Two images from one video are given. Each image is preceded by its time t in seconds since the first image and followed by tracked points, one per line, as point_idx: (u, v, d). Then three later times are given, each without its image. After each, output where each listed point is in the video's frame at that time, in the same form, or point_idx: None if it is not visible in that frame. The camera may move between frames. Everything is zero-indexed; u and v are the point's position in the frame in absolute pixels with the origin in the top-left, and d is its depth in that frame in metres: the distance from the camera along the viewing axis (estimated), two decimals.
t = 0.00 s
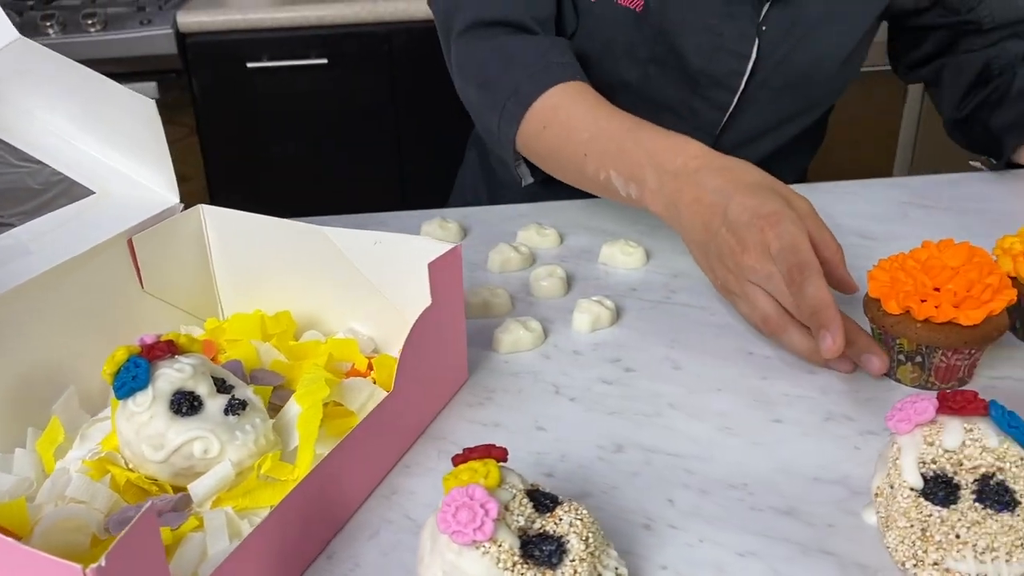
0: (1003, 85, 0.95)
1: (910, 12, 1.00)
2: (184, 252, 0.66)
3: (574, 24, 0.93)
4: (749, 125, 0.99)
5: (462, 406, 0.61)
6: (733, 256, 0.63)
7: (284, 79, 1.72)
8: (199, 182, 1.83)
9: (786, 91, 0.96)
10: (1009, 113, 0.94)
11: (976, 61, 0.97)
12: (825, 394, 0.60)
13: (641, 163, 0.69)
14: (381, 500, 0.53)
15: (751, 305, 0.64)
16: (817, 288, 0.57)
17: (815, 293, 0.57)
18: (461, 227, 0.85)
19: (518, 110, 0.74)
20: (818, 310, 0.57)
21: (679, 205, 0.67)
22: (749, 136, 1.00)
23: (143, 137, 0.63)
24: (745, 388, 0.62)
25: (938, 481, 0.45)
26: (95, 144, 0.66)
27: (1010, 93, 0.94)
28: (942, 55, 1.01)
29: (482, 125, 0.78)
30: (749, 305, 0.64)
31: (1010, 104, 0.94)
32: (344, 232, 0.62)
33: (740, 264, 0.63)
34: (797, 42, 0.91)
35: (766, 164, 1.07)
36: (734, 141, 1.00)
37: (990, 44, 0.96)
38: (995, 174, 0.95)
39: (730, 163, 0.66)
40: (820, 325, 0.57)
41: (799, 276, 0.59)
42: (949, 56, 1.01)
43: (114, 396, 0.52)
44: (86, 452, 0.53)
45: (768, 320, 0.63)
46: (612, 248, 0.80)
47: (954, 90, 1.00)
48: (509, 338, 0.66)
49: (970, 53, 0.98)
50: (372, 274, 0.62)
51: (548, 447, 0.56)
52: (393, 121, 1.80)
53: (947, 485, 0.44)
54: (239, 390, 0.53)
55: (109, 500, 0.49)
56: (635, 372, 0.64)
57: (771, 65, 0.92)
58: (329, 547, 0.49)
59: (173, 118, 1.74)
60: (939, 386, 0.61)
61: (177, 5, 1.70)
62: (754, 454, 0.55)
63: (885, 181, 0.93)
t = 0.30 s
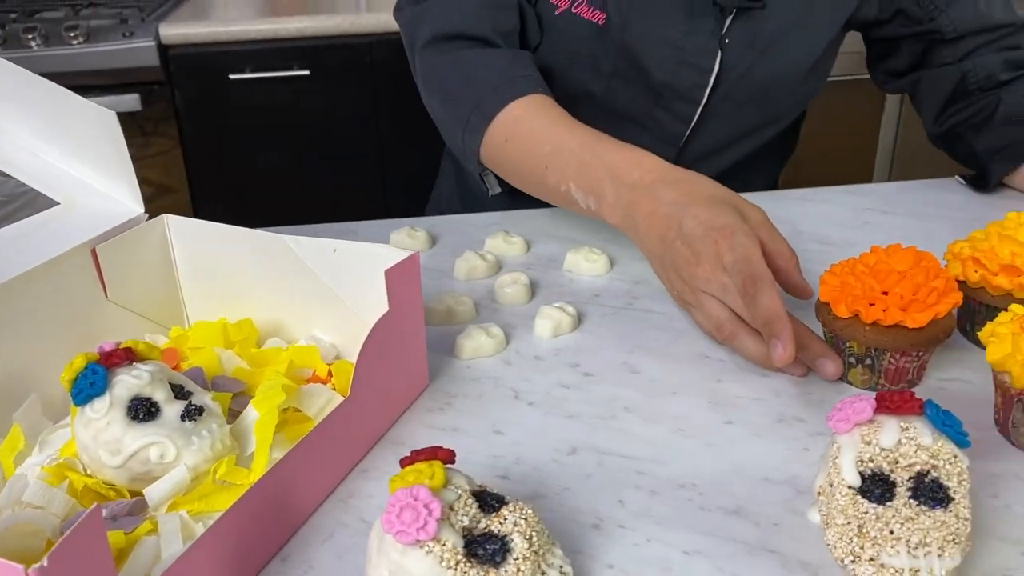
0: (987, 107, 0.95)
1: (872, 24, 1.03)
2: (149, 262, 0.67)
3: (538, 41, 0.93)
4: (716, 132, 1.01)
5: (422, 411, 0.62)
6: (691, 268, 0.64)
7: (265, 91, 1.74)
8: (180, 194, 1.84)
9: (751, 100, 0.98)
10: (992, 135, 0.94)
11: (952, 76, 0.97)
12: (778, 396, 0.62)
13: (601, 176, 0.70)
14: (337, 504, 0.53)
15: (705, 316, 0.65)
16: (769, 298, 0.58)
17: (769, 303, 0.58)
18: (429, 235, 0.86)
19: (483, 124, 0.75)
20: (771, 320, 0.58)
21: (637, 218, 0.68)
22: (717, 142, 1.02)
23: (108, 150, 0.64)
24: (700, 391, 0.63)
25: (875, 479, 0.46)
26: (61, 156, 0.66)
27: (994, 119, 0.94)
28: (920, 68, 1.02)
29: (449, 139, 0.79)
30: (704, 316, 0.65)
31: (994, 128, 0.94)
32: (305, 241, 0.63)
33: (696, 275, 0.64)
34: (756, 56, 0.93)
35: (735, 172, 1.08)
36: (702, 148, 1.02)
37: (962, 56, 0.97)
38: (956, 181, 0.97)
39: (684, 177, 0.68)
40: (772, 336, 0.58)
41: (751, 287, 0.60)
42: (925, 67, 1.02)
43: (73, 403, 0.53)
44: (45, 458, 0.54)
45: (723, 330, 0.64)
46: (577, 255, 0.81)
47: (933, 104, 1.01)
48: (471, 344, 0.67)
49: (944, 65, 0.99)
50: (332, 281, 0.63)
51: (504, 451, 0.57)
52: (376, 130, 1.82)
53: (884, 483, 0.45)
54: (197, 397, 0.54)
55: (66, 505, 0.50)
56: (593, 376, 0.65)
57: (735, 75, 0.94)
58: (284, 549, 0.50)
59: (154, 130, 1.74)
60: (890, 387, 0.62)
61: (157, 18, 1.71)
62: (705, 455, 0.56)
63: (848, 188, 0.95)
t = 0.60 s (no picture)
0: (944, 117, 0.97)
1: (833, 42, 1.03)
2: (113, 274, 0.68)
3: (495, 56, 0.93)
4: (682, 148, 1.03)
5: (381, 418, 0.63)
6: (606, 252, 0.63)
7: (243, 103, 1.76)
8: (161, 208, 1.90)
9: (715, 119, 1.00)
10: (948, 142, 0.97)
11: (913, 88, 0.99)
12: (730, 401, 0.63)
13: (527, 165, 0.69)
14: (293, 510, 0.54)
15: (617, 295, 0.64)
16: (676, 279, 0.57)
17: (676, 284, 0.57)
18: (396, 245, 0.87)
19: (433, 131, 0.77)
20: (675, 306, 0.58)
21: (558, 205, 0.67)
22: (684, 157, 1.04)
23: (71, 164, 0.65)
24: (655, 397, 0.64)
25: (813, 480, 0.47)
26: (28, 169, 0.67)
27: (950, 125, 0.97)
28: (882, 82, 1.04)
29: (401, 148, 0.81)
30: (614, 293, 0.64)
31: (952, 136, 0.96)
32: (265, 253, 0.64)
33: (609, 256, 0.63)
34: (716, 77, 0.95)
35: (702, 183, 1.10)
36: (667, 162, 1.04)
37: (923, 69, 0.99)
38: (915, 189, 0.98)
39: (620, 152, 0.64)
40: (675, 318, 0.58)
41: (660, 271, 0.58)
42: (886, 82, 1.04)
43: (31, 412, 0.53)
44: (5, 468, 0.55)
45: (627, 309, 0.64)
46: (541, 264, 0.82)
47: (896, 116, 1.03)
48: (432, 352, 0.68)
49: (905, 78, 1.00)
50: (293, 292, 0.64)
51: (459, 456, 0.58)
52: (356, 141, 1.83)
53: (821, 484, 0.47)
54: (155, 406, 0.55)
55: (23, 514, 0.51)
56: (551, 383, 0.66)
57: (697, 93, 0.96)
58: (238, 555, 0.51)
59: (139, 142, 1.79)
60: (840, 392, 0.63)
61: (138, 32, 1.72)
62: (656, 459, 0.57)
63: (810, 197, 0.97)
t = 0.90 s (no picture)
0: (931, 130, 0.94)
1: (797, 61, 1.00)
2: (75, 290, 0.68)
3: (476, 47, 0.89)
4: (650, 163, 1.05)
5: (340, 431, 0.64)
6: (608, 84, 0.55)
7: (221, 116, 1.76)
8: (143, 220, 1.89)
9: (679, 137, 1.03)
10: (934, 157, 0.94)
11: (886, 103, 0.97)
12: (682, 411, 0.65)
13: (520, 38, 0.64)
14: (249, 522, 0.55)
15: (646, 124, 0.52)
16: (693, 63, 0.48)
17: (743, 35, 0.47)
18: (362, 259, 0.88)
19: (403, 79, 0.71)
20: (745, 78, 0.47)
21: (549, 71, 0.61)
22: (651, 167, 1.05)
23: (32, 183, 0.66)
24: (610, 408, 0.65)
25: (754, 488, 0.48)
26: None
27: (938, 140, 0.93)
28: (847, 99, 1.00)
29: (366, 116, 0.76)
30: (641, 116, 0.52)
31: (939, 151, 0.94)
32: (225, 270, 0.65)
33: (610, 90, 0.55)
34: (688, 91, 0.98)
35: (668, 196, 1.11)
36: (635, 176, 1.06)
37: (892, 83, 0.97)
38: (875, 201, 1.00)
39: None
40: (688, 115, 0.50)
41: (664, 71, 0.49)
42: (848, 98, 1.00)
43: None
44: None
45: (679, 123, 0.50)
46: (504, 277, 0.83)
47: (864, 135, 1.00)
48: (392, 365, 0.69)
49: (874, 94, 0.98)
50: (253, 308, 0.65)
51: (414, 468, 0.59)
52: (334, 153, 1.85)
53: (762, 491, 0.48)
54: (113, 421, 0.56)
55: None
56: (510, 394, 0.67)
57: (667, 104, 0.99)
58: (194, 567, 0.52)
59: (120, 156, 1.79)
60: (790, 401, 0.64)
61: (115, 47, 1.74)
62: (608, 468, 0.59)
63: (771, 208, 0.98)
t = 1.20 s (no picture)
0: (888, 138, 0.97)
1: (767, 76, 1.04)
2: (37, 309, 0.69)
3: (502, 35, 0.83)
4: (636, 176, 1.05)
5: (299, 447, 0.64)
6: (748, 68, 0.56)
7: (199, 128, 1.76)
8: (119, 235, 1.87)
9: (672, 154, 1.05)
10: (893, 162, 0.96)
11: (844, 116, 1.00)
12: (640, 423, 0.65)
13: (616, 20, 0.63)
14: (206, 540, 0.55)
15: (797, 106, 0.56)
16: (874, 41, 0.51)
17: (928, 27, 0.50)
18: (329, 274, 0.88)
19: (461, 71, 0.68)
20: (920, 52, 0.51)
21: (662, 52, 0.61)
22: (632, 179, 1.06)
23: None
24: (570, 421, 0.66)
25: (703, 500, 0.49)
26: None
27: (897, 146, 0.96)
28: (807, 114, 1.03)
29: (410, 110, 0.72)
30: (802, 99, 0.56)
31: (896, 155, 0.96)
32: (184, 287, 0.65)
33: (750, 74, 0.57)
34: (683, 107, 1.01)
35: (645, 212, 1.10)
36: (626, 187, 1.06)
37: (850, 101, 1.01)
38: (838, 211, 1.02)
39: None
40: (869, 98, 0.54)
41: (826, 50, 0.53)
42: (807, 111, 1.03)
43: None
44: None
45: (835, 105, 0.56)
46: (469, 291, 0.84)
47: (823, 144, 1.02)
48: (354, 381, 0.70)
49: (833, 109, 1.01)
50: (212, 325, 0.66)
51: (373, 484, 0.60)
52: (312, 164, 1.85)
53: (711, 503, 0.49)
54: (69, 441, 0.56)
55: None
56: (472, 408, 0.68)
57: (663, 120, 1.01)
58: None
59: (98, 168, 1.77)
60: (746, 413, 0.65)
61: (89, 61, 1.73)
62: (565, 481, 0.59)
63: (735, 221, 0.99)
